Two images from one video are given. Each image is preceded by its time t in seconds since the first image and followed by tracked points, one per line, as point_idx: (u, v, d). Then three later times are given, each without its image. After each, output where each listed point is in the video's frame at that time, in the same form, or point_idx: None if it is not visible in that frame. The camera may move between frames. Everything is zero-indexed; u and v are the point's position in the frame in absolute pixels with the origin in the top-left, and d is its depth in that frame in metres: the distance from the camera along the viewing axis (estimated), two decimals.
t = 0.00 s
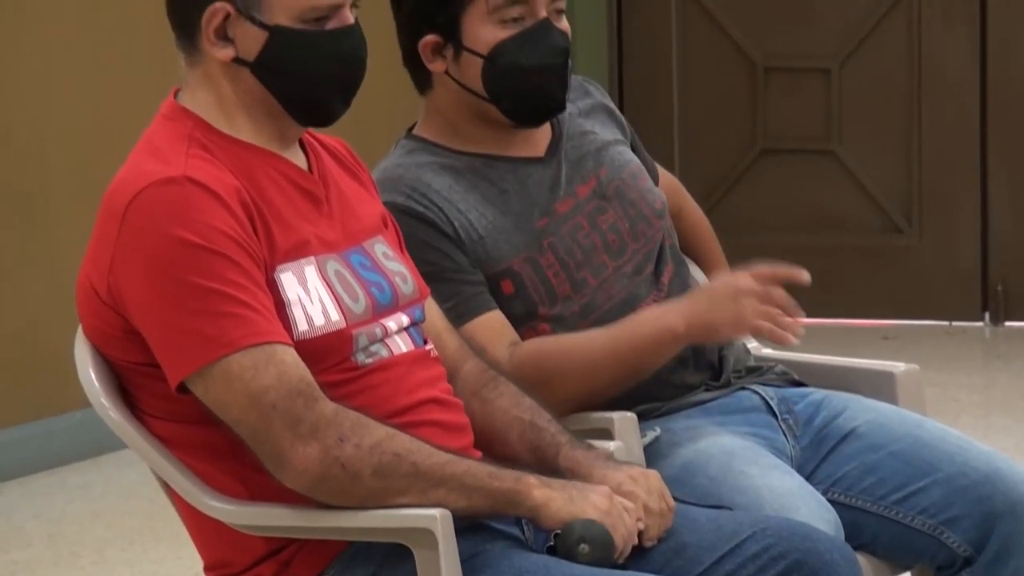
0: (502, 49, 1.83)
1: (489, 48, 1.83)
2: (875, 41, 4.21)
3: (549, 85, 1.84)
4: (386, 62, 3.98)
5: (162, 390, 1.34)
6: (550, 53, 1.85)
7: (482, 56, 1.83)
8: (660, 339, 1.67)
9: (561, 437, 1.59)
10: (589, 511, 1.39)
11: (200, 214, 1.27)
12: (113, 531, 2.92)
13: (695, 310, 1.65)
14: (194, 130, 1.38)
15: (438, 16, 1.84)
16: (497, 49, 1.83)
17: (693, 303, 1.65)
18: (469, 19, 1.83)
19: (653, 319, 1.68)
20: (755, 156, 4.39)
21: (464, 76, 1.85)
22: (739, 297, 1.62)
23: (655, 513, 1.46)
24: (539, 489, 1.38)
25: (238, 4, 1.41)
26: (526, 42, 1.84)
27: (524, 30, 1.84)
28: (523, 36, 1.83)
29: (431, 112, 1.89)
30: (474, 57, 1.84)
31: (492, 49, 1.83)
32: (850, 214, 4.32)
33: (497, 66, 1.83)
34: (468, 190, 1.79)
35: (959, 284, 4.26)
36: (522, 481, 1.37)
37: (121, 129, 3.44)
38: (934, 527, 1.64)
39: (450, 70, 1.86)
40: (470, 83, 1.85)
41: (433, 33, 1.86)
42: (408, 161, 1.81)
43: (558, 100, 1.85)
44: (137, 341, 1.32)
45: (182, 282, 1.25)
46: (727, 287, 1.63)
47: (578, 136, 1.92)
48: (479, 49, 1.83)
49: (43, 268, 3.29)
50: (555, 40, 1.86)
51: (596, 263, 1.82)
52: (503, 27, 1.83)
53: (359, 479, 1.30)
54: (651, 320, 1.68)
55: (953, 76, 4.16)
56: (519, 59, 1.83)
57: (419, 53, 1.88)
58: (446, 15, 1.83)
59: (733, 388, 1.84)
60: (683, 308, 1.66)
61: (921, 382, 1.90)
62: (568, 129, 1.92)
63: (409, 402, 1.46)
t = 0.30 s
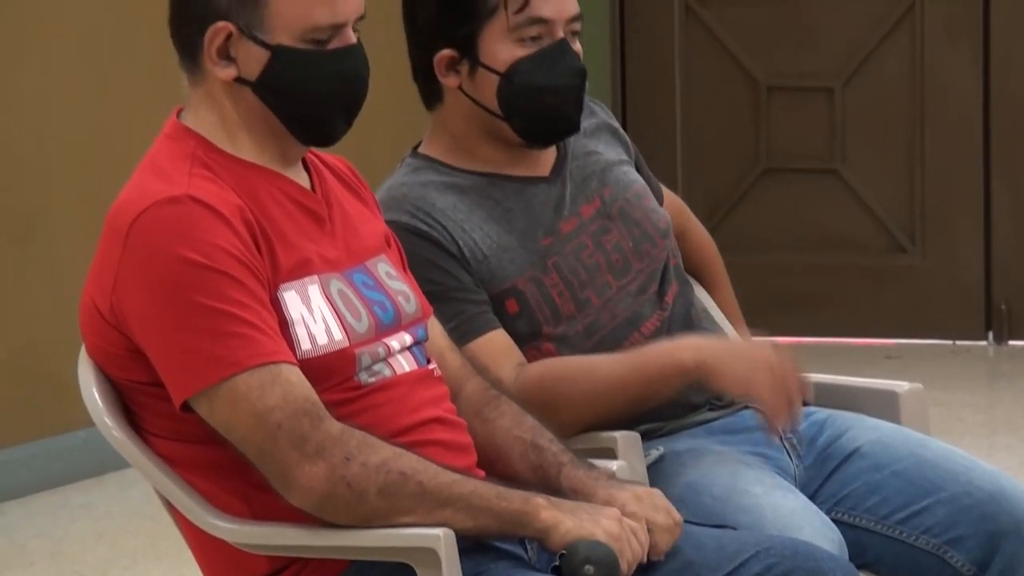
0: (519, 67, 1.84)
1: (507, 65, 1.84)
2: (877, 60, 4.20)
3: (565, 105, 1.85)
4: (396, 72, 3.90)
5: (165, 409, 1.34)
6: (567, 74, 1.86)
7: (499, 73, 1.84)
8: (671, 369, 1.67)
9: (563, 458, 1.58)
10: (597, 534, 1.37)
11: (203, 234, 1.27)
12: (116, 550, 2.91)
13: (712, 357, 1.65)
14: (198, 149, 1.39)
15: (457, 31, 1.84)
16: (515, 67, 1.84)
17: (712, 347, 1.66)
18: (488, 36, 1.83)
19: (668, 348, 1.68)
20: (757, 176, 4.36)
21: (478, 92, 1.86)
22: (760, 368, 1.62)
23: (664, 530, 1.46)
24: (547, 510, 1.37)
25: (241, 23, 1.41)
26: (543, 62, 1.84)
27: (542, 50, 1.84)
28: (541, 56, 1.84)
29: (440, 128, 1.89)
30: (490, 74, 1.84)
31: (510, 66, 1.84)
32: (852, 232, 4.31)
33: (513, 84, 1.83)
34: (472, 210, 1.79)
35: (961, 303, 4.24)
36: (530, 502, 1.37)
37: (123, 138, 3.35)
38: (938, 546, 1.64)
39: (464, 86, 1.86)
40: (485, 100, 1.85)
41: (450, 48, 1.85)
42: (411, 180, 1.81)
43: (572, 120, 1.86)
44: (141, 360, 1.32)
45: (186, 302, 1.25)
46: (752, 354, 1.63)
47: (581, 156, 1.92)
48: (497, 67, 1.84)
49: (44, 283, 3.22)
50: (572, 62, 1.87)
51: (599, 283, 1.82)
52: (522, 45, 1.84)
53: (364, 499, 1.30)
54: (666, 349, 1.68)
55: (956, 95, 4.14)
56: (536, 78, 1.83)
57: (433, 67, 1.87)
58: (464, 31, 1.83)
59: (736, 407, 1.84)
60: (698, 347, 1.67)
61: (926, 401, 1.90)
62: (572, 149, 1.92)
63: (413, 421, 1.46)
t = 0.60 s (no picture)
0: (537, 86, 1.83)
1: (526, 83, 1.83)
2: (881, 77, 4.17)
3: (581, 126, 1.85)
4: (398, 77, 3.86)
5: (169, 427, 1.35)
6: (584, 94, 1.86)
7: (518, 91, 1.83)
8: (684, 403, 1.68)
9: (569, 474, 1.58)
10: (599, 552, 1.36)
11: (208, 251, 1.28)
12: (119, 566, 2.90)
13: (727, 394, 1.66)
14: (202, 167, 1.39)
15: (475, 48, 1.82)
16: (533, 86, 1.83)
17: (729, 383, 1.67)
18: (507, 53, 1.82)
19: (683, 380, 1.69)
20: (763, 193, 4.32)
21: (494, 110, 1.85)
22: (771, 408, 1.64)
23: (666, 554, 1.45)
24: (549, 530, 1.36)
25: (249, 41, 1.41)
26: (561, 80, 1.84)
27: (560, 68, 1.84)
28: (558, 75, 1.84)
29: (447, 145, 1.88)
30: (508, 91, 1.84)
31: (528, 84, 1.83)
32: (855, 250, 4.28)
33: (532, 101, 1.83)
34: (478, 226, 1.79)
35: (965, 321, 4.23)
36: (532, 522, 1.36)
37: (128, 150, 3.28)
38: (943, 564, 1.65)
39: (479, 102, 1.85)
40: (502, 118, 1.84)
41: (467, 65, 1.84)
42: (417, 196, 1.81)
43: (587, 140, 1.86)
44: (145, 378, 1.32)
45: (191, 319, 1.25)
46: (767, 394, 1.65)
47: (586, 174, 1.92)
48: (516, 84, 1.83)
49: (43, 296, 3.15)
50: (589, 81, 1.87)
51: (604, 300, 1.82)
52: (540, 63, 1.83)
53: (367, 517, 1.30)
54: (682, 380, 1.69)
55: (959, 112, 4.12)
56: (554, 97, 1.83)
57: (447, 85, 1.86)
58: (482, 47, 1.82)
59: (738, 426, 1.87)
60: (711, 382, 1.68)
61: (930, 419, 1.90)
62: (576, 167, 1.93)
63: (416, 439, 1.46)
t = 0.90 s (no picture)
0: (562, 108, 1.83)
1: (552, 106, 1.83)
2: (884, 93, 4.16)
3: (602, 147, 1.85)
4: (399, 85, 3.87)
5: (171, 445, 1.35)
6: (604, 114, 1.86)
7: (544, 114, 1.83)
8: (683, 422, 1.68)
9: (570, 492, 1.58)
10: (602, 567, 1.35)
11: (209, 269, 1.28)
12: None
13: (724, 411, 1.67)
14: (204, 184, 1.40)
15: (502, 72, 1.80)
16: (559, 108, 1.83)
17: (727, 401, 1.67)
18: (535, 77, 1.81)
19: (681, 398, 1.69)
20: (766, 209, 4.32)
21: (519, 133, 1.84)
22: (768, 428, 1.64)
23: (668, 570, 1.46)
24: (550, 547, 1.36)
25: (252, 58, 1.42)
26: (584, 103, 1.84)
27: (583, 89, 1.84)
28: (581, 96, 1.84)
29: (453, 164, 1.88)
30: (534, 114, 1.83)
31: (554, 107, 1.83)
32: (858, 267, 4.28)
33: (559, 124, 1.82)
34: (479, 244, 1.79)
35: (967, 338, 4.22)
36: (534, 539, 1.35)
37: (129, 167, 3.29)
38: None
39: (502, 125, 1.84)
40: (526, 141, 1.84)
41: (493, 87, 1.82)
42: (419, 214, 1.82)
43: (607, 162, 1.87)
44: (147, 395, 1.33)
45: (192, 336, 1.26)
46: (764, 412, 1.66)
47: (588, 194, 1.93)
48: (542, 107, 1.83)
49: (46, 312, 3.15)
50: (609, 102, 1.88)
51: (605, 319, 1.82)
52: (565, 85, 1.83)
53: (369, 534, 1.30)
54: (683, 397, 1.69)
55: (963, 129, 4.12)
56: (578, 119, 1.83)
57: (472, 106, 1.84)
58: (510, 72, 1.80)
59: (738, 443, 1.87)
60: (709, 401, 1.68)
61: (932, 437, 1.90)
62: (578, 186, 1.93)
63: (417, 458, 1.46)
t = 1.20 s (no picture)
0: (575, 122, 1.83)
1: (565, 119, 1.83)
2: (887, 109, 4.01)
3: (611, 160, 1.86)
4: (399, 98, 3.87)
5: (175, 461, 1.35)
6: (615, 126, 1.87)
7: (557, 127, 1.83)
8: (690, 439, 1.68)
9: (574, 508, 1.58)
10: None
11: (213, 286, 1.28)
12: None
13: (730, 427, 1.67)
14: (208, 201, 1.40)
15: (514, 88, 1.81)
16: (572, 121, 1.83)
17: (733, 418, 1.67)
18: (547, 91, 1.82)
19: (688, 416, 1.69)
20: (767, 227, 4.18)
21: (532, 148, 1.84)
22: (772, 443, 1.64)
23: None
24: (553, 563, 1.33)
25: (252, 74, 1.42)
26: (595, 115, 1.85)
27: (594, 101, 1.85)
28: (592, 109, 1.85)
29: (461, 180, 1.87)
30: (547, 128, 1.83)
31: (567, 121, 1.83)
32: (861, 285, 4.15)
33: (572, 137, 1.83)
34: (484, 259, 1.79)
35: (970, 354, 4.10)
36: (537, 556, 1.33)
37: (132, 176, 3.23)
38: None
39: (515, 140, 1.84)
40: (539, 155, 1.84)
41: (506, 103, 1.82)
42: (423, 229, 1.82)
43: (616, 174, 1.87)
44: (150, 412, 1.33)
45: (196, 353, 1.26)
46: (770, 428, 1.66)
47: (592, 210, 1.93)
48: (555, 121, 1.83)
49: (46, 327, 3.14)
50: (618, 115, 1.88)
51: (609, 335, 1.82)
52: (577, 98, 1.84)
53: (371, 551, 1.30)
54: (690, 414, 1.69)
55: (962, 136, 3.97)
56: (590, 131, 1.83)
57: (484, 120, 1.84)
58: (522, 88, 1.81)
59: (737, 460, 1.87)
60: (717, 417, 1.68)
61: (936, 453, 1.89)
62: (582, 201, 1.93)
63: (421, 474, 1.46)
